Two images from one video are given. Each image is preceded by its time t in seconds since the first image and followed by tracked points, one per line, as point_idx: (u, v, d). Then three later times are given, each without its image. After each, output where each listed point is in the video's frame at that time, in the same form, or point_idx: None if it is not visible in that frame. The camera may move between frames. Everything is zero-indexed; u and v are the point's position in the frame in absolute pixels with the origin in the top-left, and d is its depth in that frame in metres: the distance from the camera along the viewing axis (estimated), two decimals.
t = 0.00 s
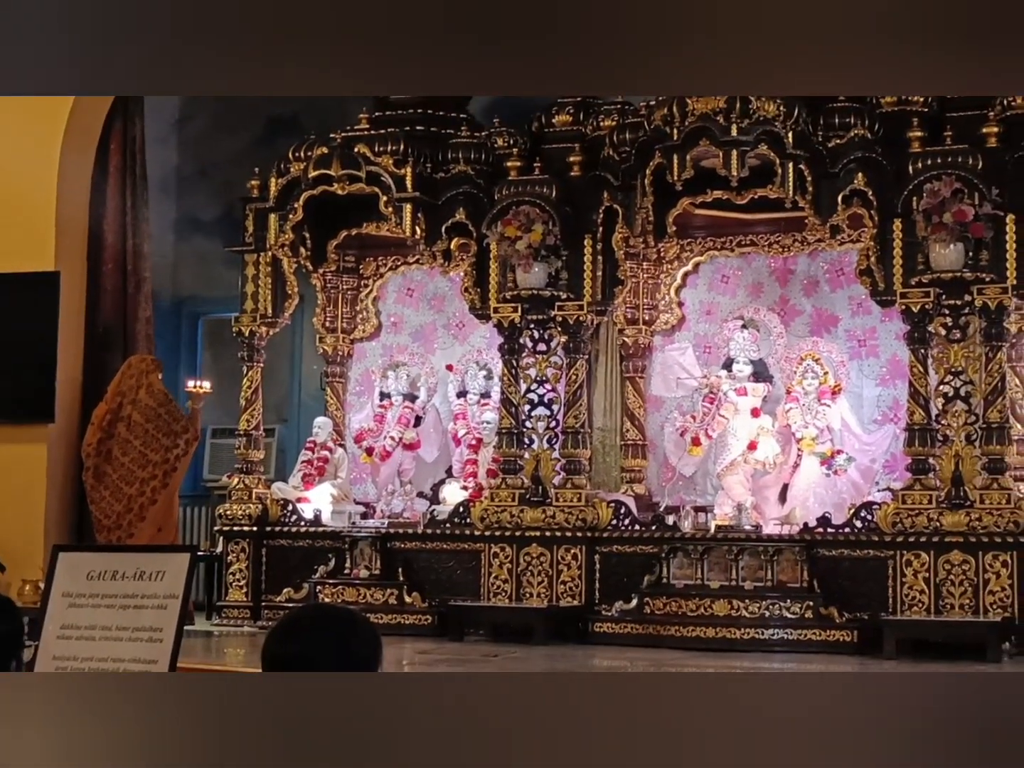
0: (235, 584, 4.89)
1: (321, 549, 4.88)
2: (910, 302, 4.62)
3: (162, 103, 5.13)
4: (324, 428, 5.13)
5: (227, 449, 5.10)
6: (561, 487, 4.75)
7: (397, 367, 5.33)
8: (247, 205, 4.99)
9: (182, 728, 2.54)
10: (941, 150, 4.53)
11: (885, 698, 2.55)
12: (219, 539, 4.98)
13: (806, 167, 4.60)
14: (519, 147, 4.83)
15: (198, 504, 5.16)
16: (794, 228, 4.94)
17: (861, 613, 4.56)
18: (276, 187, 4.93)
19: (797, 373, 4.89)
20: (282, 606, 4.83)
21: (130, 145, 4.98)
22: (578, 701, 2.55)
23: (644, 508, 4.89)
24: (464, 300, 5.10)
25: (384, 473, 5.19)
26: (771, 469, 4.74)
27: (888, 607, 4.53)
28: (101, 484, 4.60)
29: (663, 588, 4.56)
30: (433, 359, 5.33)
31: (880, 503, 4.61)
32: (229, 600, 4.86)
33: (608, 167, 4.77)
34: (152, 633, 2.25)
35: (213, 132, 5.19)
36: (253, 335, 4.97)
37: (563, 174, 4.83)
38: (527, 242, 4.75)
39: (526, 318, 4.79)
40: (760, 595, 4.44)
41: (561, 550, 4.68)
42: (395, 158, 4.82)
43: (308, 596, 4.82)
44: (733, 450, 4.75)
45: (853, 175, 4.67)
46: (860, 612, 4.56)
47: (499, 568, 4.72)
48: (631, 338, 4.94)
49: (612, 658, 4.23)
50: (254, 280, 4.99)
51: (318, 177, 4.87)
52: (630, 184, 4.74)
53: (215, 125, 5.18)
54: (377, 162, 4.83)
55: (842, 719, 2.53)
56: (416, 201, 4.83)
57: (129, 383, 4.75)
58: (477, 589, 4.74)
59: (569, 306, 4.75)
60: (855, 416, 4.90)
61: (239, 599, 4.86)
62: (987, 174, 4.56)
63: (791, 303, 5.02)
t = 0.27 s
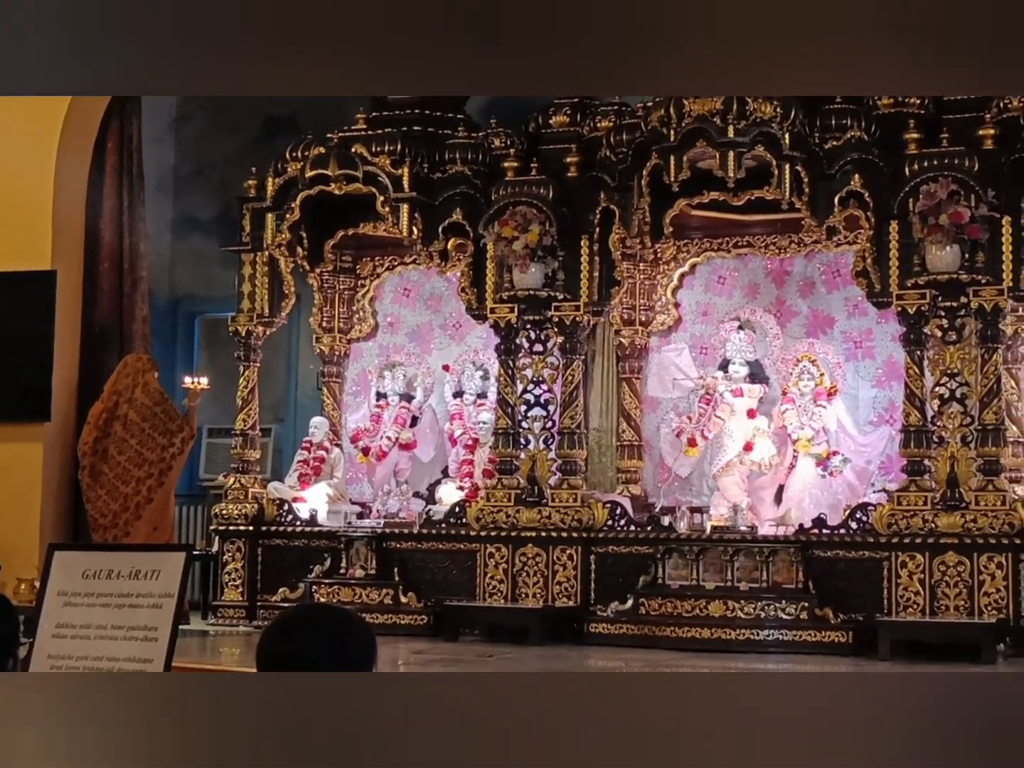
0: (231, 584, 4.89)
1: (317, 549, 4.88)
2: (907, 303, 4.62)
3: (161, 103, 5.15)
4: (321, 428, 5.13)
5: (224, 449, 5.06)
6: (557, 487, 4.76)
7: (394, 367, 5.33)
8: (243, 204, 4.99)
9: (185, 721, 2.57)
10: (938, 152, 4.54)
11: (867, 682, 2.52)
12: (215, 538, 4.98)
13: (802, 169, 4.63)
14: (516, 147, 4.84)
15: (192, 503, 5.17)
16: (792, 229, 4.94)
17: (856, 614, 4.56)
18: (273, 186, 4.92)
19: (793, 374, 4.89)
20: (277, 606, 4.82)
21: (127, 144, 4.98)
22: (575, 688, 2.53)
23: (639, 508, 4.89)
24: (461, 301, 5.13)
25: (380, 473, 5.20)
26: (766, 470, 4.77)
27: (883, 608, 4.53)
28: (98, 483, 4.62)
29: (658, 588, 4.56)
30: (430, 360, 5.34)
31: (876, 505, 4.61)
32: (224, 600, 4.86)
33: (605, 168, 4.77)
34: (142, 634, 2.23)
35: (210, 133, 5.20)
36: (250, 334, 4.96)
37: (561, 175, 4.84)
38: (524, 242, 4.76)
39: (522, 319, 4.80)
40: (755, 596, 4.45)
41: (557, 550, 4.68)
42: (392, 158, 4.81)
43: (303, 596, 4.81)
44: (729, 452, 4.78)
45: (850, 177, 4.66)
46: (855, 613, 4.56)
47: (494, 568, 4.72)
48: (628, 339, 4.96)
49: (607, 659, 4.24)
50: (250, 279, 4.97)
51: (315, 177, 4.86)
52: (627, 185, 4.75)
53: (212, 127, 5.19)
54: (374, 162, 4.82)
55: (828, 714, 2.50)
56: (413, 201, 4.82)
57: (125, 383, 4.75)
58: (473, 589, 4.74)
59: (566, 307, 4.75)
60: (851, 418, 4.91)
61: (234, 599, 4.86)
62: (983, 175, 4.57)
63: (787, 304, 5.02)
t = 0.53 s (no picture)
0: (208, 590, 4.80)
1: (296, 554, 4.81)
2: (894, 309, 4.57)
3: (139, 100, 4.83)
4: (301, 432, 5.10)
5: (202, 452, 4.96)
6: (540, 493, 4.68)
7: (375, 371, 5.25)
8: (224, 205, 5.03)
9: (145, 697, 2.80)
10: (926, 156, 4.49)
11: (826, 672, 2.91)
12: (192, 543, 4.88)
13: (789, 173, 4.58)
14: (500, 149, 4.79)
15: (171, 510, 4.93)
16: (778, 234, 4.92)
17: (842, 622, 4.48)
18: (253, 187, 4.95)
19: (779, 379, 4.86)
20: (255, 612, 4.72)
21: (105, 144, 4.75)
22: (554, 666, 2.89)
23: (622, 515, 4.83)
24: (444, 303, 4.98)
25: (361, 479, 5.12)
26: (751, 476, 4.70)
27: (868, 617, 4.46)
28: (74, 487, 4.49)
29: (641, 595, 4.51)
30: (411, 364, 5.23)
31: (862, 513, 4.56)
32: (201, 605, 4.77)
33: (590, 170, 4.72)
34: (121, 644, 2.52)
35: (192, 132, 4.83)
36: (229, 337, 4.97)
37: (545, 176, 4.78)
38: (508, 245, 4.70)
39: (505, 322, 4.74)
40: (739, 604, 4.40)
41: (539, 557, 4.62)
42: (374, 159, 4.77)
43: (281, 602, 4.74)
44: (714, 457, 4.73)
45: (837, 181, 4.62)
46: (841, 622, 4.48)
47: (475, 575, 4.66)
48: (612, 342, 4.96)
49: (589, 666, 4.17)
50: (229, 281, 5.02)
51: (296, 178, 4.84)
52: (612, 187, 4.69)
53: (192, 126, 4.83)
54: (356, 162, 4.78)
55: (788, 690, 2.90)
56: (395, 203, 4.76)
57: (102, 385, 4.64)
58: (453, 596, 4.67)
59: (550, 310, 4.70)
60: (837, 424, 4.83)
61: (211, 605, 4.77)
62: (971, 179, 4.50)
63: (773, 309, 4.96)
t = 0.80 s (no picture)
0: (178, 602, 4.60)
1: (270, 564, 4.60)
2: (895, 310, 4.38)
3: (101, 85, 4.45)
4: (275, 437, 4.88)
5: (171, 457, 4.74)
6: (525, 501, 4.49)
7: (354, 373, 5.06)
8: (195, 199, 4.81)
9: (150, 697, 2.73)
10: (928, 151, 4.32)
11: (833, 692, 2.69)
12: (161, 553, 4.68)
13: (786, 166, 4.38)
14: (485, 141, 4.58)
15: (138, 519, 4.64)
16: (775, 231, 4.73)
17: (840, 637, 4.26)
18: (227, 180, 4.75)
19: (775, 383, 4.68)
20: (227, 624, 4.52)
21: (73, 135, 4.29)
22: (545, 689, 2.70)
23: (612, 526, 4.65)
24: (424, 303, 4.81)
25: (339, 485, 4.92)
26: (746, 484, 4.51)
27: (867, 630, 4.26)
28: (36, 494, 4.27)
29: (631, 608, 4.31)
30: (392, 365, 5.06)
31: (861, 522, 4.36)
32: (171, 617, 4.56)
33: (579, 164, 4.53)
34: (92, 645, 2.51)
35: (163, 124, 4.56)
36: (201, 336, 4.79)
37: (533, 171, 4.57)
38: (493, 242, 4.51)
39: (490, 322, 4.53)
40: (733, 618, 4.22)
41: (524, 568, 4.42)
42: (354, 152, 4.60)
43: (255, 614, 4.54)
44: (707, 465, 4.55)
45: (836, 176, 4.43)
46: (839, 637, 4.26)
47: (458, 587, 4.46)
48: (602, 344, 4.74)
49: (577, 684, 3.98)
50: (202, 278, 4.82)
51: (272, 171, 4.63)
52: (602, 182, 4.49)
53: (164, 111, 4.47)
54: (335, 155, 4.60)
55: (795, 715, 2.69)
56: (375, 197, 4.61)
57: (67, 386, 4.41)
58: (435, 609, 4.47)
59: (536, 310, 4.50)
60: (836, 430, 4.64)
61: (181, 617, 4.57)
62: (976, 175, 4.32)
63: (770, 309, 4.77)
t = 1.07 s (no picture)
0: (166, 604, 4.60)
1: (258, 567, 4.59)
2: (884, 315, 4.39)
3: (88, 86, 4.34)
4: (264, 439, 4.89)
5: (160, 458, 4.68)
6: (514, 504, 4.51)
7: (343, 375, 5.07)
8: (185, 200, 4.80)
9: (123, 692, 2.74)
10: (918, 156, 4.33)
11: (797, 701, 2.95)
12: (150, 555, 4.69)
13: (776, 171, 4.40)
14: (476, 144, 4.60)
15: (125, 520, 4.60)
16: (764, 235, 4.74)
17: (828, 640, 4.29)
18: (217, 182, 4.75)
19: (764, 387, 4.67)
20: (216, 626, 4.52)
21: (62, 135, 4.23)
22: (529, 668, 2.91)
23: (601, 528, 4.66)
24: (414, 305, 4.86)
25: (328, 487, 4.95)
26: (735, 488, 4.54)
27: (856, 634, 4.27)
28: (24, 494, 4.25)
29: (619, 612, 4.31)
30: (381, 368, 5.05)
31: (849, 526, 4.37)
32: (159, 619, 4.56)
33: (568, 168, 4.52)
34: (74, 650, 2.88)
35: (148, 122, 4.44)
36: (190, 339, 4.81)
37: (522, 174, 4.57)
38: (482, 245, 4.53)
39: (479, 326, 4.54)
40: (721, 621, 4.22)
41: (513, 571, 4.44)
42: (344, 154, 4.60)
43: (243, 617, 4.54)
44: (696, 468, 4.58)
45: (826, 181, 4.44)
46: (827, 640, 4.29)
47: (447, 589, 4.47)
48: (591, 348, 4.72)
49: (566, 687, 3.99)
50: (192, 280, 4.84)
51: (262, 172, 4.67)
52: (592, 185, 4.50)
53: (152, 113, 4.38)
54: (325, 157, 4.60)
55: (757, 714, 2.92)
56: (365, 200, 4.61)
57: (56, 387, 4.38)
58: (423, 612, 4.46)
59: (525, 313, 4.53)
60: (825, 434, 4.63)
61: (169, 619, 4.57)
62: (964, 181, 4.34)
63: (759, 313, 4.78)
